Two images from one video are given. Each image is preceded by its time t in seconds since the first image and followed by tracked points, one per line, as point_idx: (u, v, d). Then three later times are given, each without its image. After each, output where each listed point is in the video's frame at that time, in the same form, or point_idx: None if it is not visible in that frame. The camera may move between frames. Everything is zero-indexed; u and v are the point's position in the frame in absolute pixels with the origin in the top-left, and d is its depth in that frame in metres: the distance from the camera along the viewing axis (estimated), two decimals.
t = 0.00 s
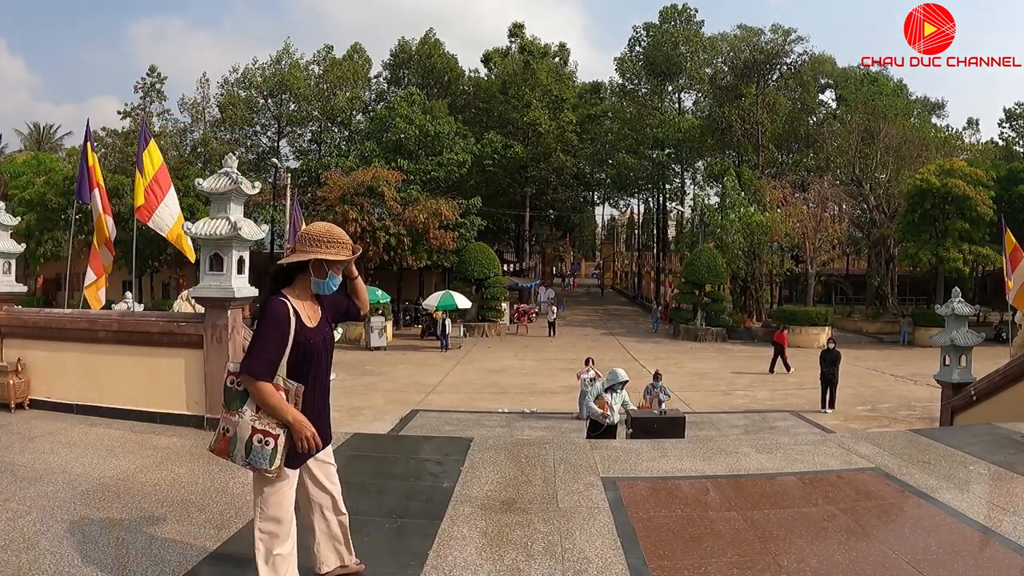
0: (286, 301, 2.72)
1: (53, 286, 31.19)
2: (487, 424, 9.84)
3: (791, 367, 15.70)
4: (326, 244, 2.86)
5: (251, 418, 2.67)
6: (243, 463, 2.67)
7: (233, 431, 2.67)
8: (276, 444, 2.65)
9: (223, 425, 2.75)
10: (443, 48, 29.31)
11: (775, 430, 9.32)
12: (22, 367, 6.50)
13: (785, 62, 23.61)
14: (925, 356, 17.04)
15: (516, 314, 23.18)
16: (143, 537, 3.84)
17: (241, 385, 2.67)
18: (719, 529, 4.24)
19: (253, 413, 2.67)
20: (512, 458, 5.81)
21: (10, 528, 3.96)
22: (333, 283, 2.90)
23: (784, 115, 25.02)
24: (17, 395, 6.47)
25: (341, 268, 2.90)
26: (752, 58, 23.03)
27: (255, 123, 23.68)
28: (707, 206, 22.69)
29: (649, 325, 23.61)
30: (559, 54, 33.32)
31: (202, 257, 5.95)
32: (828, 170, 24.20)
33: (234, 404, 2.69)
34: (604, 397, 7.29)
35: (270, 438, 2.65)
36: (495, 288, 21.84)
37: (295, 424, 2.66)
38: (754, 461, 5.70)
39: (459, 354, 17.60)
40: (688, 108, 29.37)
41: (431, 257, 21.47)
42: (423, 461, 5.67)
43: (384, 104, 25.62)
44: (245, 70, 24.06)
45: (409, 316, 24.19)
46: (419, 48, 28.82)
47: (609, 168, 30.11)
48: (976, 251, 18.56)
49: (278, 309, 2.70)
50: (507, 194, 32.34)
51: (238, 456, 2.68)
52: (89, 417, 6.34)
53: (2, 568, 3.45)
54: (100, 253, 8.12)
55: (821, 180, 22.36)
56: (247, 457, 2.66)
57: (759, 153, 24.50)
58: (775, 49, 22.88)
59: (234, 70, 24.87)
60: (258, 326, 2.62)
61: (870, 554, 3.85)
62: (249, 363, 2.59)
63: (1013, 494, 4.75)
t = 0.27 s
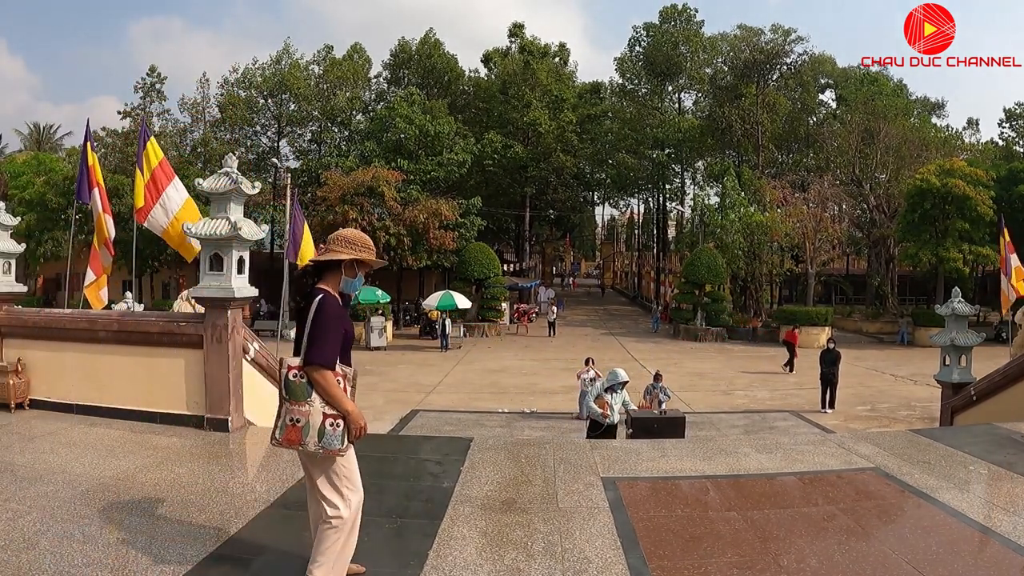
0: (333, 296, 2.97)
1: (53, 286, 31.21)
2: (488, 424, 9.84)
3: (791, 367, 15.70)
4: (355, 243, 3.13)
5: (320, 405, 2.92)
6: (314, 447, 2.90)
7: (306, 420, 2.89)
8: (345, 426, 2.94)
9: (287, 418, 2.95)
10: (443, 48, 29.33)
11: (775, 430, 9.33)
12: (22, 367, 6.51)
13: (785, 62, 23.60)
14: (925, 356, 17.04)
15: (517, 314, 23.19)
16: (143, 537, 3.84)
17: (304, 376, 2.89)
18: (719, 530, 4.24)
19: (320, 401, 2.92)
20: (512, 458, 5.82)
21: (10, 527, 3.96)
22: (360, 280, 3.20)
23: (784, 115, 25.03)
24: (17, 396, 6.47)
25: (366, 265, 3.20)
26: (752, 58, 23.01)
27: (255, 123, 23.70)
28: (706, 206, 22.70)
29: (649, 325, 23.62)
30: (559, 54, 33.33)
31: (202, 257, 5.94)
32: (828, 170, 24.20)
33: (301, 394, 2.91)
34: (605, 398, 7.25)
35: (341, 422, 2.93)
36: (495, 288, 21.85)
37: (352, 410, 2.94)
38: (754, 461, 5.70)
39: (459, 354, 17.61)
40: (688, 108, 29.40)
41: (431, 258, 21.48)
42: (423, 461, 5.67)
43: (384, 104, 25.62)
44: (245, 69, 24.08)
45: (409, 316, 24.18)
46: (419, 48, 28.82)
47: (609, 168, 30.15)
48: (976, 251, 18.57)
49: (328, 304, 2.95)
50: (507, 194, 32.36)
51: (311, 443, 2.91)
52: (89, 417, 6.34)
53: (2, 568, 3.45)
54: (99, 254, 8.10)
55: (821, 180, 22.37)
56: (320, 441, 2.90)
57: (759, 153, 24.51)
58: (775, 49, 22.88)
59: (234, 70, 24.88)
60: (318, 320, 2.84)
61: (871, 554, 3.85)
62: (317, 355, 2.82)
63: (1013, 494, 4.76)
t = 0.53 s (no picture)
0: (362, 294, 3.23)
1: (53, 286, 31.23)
2: (488, 424, 9.85)
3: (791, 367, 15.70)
4: (370, 245, 3.36)
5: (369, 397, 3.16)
6: (366, 434, 3.16)
7: (361, 411, 3.13)
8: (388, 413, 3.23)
9: (341, 410, 3.15)
10: (443, 48, 29.33)
11: (775, 430, 9.33)
12: (22, 367, 6.51)
13: (785, 62, 23.57)
14: (925, 356, 17.05)
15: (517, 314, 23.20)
16: (144, 537, 3.84)
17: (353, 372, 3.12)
18: (719, 530, 4.24)
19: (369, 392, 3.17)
20: (512, 458, 5.81)
21: (10, 527, 3.96)
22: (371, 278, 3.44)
23: (784, 115, 25.03)
24: (17, 395, 6.48)
25: (378, 265, 3.46)
26: (752, 58, 22.98)
27: (255, 123, 23.70)
28: (707, 206, 22.70)
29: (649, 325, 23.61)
30: (559, 54, 33.32)
31: (202, 257, 5.93)
32: (828, 170, 24.20)
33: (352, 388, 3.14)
34: (605, 398, 7.24)
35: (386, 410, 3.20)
36: (495, 288, 21.86)
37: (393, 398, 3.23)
38: (754, 462, 5.70)
39: (459, 354, 17.61)
40: (688, 108, 29.41)
41: (431, 258, 21.49)
42: (423, 461, 5.67)
43: (384, 104, 25.61)
44: (245, 69, 24.08)
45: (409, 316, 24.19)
46: (419, 48, 28.82)
47: (609, 169, 30.16)
48: (976, 251, 18.57)
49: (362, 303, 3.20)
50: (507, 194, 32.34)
51: (365, 432, 3.16)
52: (89, 417, 6.34)
53: (2, 568, 3.45)
54: (100, 253, 8.11)
55: (821, 180, 22.38)
56: (372, 429, 3.17)
57: (759, 153, 24.51)
58: (776, 49, 22.81)
59: (234, 70, 24.88)
60: (360, 317, 3.11)
61: (870, 554, 3.86)
62: (364, 347, 3.09)
63: (1012, 494, 4.77)
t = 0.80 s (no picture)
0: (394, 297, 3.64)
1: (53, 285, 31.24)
2: (488, 424, 9.85)
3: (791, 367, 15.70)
4: (386, 246, 3.71)
5: (417, 388, 3.51)
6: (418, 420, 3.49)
7: (415, 400, 3.45)
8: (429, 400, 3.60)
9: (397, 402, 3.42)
10: (443, 48, 29.33)
11: (775, 430, 9.33)
12: (22, 368, 6.51)
13: (785, 62, 23.53)
14: (925, 356, 17.05)
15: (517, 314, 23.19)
16: (143, 537, 3.84)
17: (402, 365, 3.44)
18: (719, 530, 4.24)
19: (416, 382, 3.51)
20: (512, 459, 5.81)
21: (10, 528, 3.96)
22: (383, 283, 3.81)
23: (784, 115, 25.03)
24: (17, 396, 6.48)
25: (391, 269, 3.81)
26: (752, 58, 22.96)
27: (255, 123, 23.71)
28: (707, 206, 22.70)
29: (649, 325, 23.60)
30: (559, 54, 33.31)
31: (202, 257, 5.93)
32: (828, 170, 24.19)
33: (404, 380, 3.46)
34: (605, 398, 7.22)
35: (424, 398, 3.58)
36: (495, 288, 21.86)
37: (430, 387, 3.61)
38: (754, 462, 5.70)
39: (459, 354, 17.61)
40: (688, 108, 29.43)
41: (431, 258, 21.49)
42: (423, 461, 5.67)
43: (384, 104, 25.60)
44: (245, 69, 24.10)
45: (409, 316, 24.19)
46: (419, 48, 28.83)
47: (609, 169, 30.17)
48: (976, 251, 18.57)
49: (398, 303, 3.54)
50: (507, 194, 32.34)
51: (415, 421, 3.49)
52: (88, 418, 6.34)
53: (2, 568, 3.45)
54: (99, 253, 8.10)
55: (821, 180, 22.37)
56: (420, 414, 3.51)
57: (758, 153, 24.50)
58: (776, 49, 22.77)
59: (234, 70, 24.88)
60: (403, 314, 3.54)
61: (870, 554, 3.86)
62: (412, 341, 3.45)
63: (1013, 494, 4.77)
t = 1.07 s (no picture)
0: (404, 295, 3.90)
1: (53, 285, 31.24)
2: (488, 424, 9.85)
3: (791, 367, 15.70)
4: (394, 248, 3.89)
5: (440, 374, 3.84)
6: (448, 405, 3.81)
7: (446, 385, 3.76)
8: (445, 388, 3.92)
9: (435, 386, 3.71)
10: (442, 48, 29.32)
11: (775, 430, 9.33)
12: (23, 367, 6.52)
13: (785, 62, 23.51)
14: (925, 356, 17.05)
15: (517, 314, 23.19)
16: (143, 537, 3.84)
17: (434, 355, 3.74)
18: (719, 530, 4.24)
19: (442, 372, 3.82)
20: (512, 459, 5.81)
21: (10, 528, 3.96)
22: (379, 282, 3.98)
23: (784, 115, 25.03)
24: (17, 396, 6.48)
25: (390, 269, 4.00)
26: (752, 58, 22.94)
27: (255, 123, 23.72)
28: (707, 206, 22.70)
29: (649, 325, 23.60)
30: (559, 54, 33.31)
31: (202, 257, 5.93)
32: (828, 170, 24.20)
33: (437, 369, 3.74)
34: (605, 398, 7.21)
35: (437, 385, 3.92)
36: (495, 288, 21.86)
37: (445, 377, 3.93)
38: (754, 461, 5.70)
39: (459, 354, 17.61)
40: (688, 108, 29.44)
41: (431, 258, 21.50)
42: (422, 461, 5.67)
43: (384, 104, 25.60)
44: (245, 69, 24.10)
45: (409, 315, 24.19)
46: (419, 48, 28.83)
47: (609, 169, 30.22)
48: (975, 251, 18.57)
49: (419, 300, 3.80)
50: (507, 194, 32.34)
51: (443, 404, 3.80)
52: (88, 417, 6.34)
53: (2, 568, 3.45)
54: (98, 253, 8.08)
55: (821, 180, 22.37)
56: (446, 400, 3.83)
57: (759, 153, 24.49)
58: (776, 49, 22.76)
59: (234, 70, 24.89)
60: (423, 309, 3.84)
61: (870, 554, 3.87)
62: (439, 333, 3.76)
63: (1012, 494, 4.77)
